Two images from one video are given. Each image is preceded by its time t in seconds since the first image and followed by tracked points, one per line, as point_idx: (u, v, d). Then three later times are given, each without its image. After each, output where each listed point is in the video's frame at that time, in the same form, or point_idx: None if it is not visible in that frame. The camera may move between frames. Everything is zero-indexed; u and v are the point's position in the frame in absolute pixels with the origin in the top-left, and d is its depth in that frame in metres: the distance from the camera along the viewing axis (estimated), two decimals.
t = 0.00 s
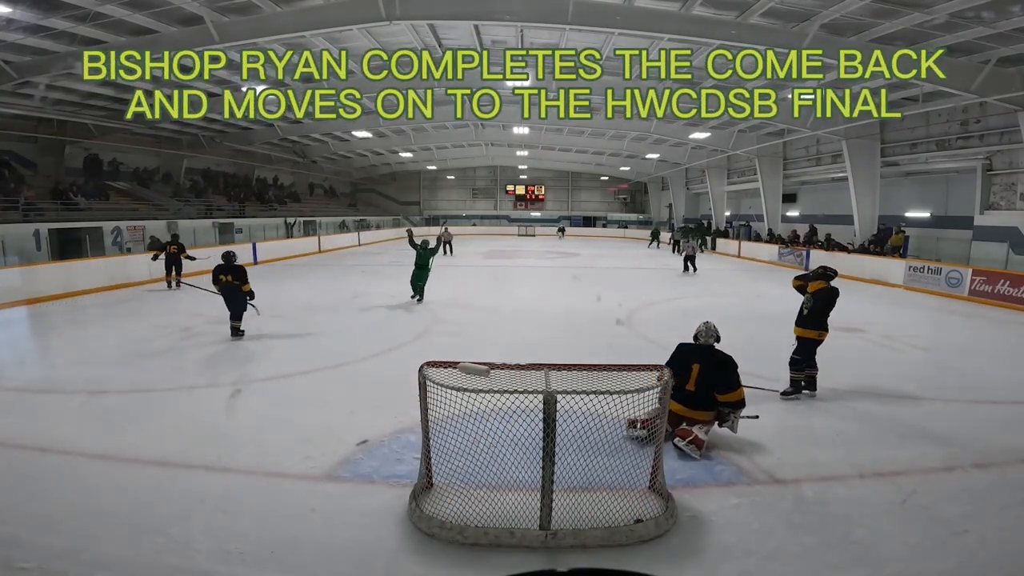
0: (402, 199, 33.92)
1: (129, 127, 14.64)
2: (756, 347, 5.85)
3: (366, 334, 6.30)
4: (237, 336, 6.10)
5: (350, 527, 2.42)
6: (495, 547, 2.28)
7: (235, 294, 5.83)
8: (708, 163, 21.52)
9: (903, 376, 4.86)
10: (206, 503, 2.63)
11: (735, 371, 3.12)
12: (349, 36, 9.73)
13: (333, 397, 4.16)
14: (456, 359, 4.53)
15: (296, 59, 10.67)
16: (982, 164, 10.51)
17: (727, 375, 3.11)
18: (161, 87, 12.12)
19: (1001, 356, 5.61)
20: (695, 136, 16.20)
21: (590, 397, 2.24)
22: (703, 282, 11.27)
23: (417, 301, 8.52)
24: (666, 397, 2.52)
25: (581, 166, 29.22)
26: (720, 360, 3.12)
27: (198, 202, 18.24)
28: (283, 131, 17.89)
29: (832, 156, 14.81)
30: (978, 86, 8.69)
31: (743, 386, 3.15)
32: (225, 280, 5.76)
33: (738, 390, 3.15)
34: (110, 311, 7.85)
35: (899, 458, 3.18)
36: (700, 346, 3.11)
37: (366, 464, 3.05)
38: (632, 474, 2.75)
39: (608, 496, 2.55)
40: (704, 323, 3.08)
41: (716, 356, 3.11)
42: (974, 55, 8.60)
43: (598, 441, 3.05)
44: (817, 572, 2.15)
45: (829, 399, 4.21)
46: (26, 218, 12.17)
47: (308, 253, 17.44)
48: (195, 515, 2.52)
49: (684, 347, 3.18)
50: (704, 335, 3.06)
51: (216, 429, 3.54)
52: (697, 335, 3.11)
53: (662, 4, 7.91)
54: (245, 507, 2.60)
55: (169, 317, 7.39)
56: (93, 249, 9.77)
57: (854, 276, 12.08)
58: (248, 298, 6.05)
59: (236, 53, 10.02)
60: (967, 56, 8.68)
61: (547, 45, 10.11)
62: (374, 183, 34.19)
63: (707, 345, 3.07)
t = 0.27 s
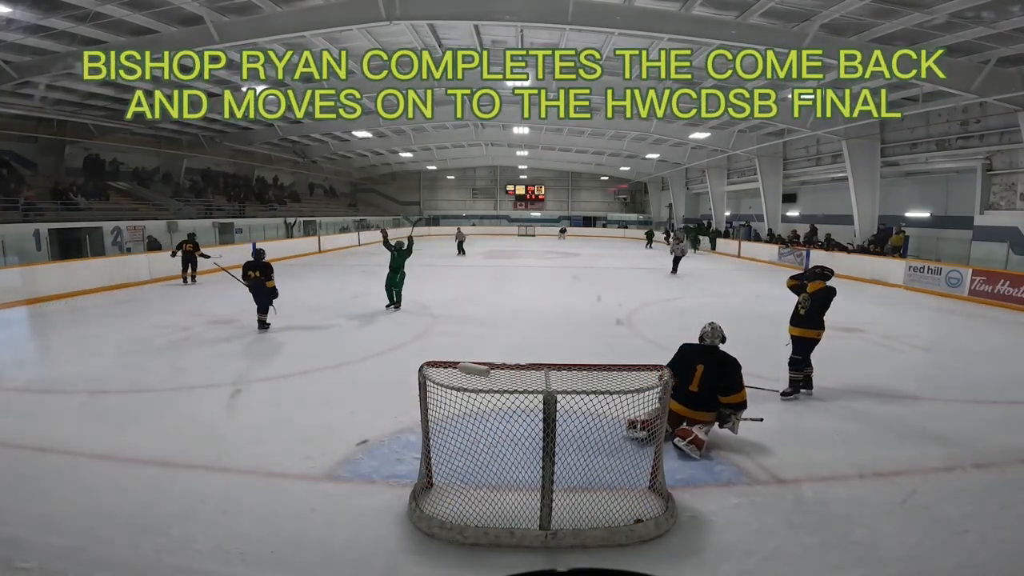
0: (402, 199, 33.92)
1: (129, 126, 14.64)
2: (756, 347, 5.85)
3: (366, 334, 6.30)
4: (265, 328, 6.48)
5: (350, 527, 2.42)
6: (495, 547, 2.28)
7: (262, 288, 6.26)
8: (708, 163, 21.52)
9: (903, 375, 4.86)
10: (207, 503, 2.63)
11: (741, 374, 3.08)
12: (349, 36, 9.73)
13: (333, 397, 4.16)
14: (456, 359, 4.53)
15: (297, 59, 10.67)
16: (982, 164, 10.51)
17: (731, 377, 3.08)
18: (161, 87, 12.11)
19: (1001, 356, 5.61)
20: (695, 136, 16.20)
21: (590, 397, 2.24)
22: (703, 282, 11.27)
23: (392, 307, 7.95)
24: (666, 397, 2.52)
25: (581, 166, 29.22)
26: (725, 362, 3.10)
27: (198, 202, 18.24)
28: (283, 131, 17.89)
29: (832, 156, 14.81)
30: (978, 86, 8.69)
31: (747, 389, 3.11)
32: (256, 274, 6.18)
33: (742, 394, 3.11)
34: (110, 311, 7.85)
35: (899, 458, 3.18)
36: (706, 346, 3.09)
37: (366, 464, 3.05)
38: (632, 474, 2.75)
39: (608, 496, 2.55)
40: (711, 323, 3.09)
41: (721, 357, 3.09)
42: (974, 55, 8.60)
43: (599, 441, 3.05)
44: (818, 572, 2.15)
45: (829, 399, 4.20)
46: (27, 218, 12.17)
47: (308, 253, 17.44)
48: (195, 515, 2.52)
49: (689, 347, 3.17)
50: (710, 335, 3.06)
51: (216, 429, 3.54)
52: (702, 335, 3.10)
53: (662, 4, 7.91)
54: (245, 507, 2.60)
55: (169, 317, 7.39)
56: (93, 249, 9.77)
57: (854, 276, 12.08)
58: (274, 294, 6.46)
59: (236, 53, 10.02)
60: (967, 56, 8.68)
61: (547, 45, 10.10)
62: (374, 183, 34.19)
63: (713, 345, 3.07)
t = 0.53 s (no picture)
0: (402, 199, 33.91)
1: (129, 126, 14.65)
2: (756, 347, 5.85)
3: (366, 334, 6.29)
4: (283, 322, 6.81)
5: (351, 527, 2.42)
6: (495, 546, 2.28)
7: (283, 285, 6.53)
8: (708, 163, 21.53)
9: (903, 375, 4.86)
10: (207, 503, 2.63)
11: (742, 374, 3.11)
12: (349, 36, 9.72)
13: (333, 397, 4.15)
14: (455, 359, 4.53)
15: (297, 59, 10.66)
16: (982, 164, 10.51)
17: (734, 377, 3.09)
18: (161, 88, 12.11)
19: (1001, 356, 5.62)
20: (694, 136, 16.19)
21: (590, 397, 2.24)
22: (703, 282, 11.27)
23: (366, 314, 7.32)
24: (666, 398, 2.52)
25: (581, 166, 29.22)
26: (727, 361, 3.11)
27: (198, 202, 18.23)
28: (283, 131, 17.89)
29: (832, 156, 14.82)
30: (978, 87, 8.69)
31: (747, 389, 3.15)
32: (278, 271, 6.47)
33: (743, 393, 3.14)
34: (110, 311, 7.85)
35: (899, 458, 3.19)
36: (709, 347, 3.09)
37: (367, 464, 3.05)
38: (632, 474, 2.76)
39: (608, 496, 2.55)
40: (715, 324, 3.09)
41: (724, 357, 3.10)
42: (974, 55, 8.60)
43: (599, 441, 3.06)
44: (818, 572, 2.15)
45: (829, 399, 4.20)
46: (26, 218, 12.17)
47: (307, 253, 17.44)
48: (195, 515, 2.52)
49: (691, 347, 3.15)
50: (714, 336, 3.06)
51: (217, 429, 3.54)
52: (706, 336, 3.09)
53: (662, 4, 7.91)
54: (246, 506, 2.60)
55: (169, 317, 7.39)
56: (93, 249, 9.78)
57: (854, 276, 12.08)
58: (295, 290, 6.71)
59: (236, 53, 10.02)
60: (967, 56, 8.68)
61: (547, 45, 10.09)
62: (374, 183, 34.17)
63: (716, 346, 3.07)
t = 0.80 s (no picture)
0: (402, 199, 33.90)
1: (129, 126, 14.64)
2: (756, 347, 5.84)
3: (366, 334, 6.29)
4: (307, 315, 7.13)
5: (351, 527, 2.42)
6: (495, 546, 2.28)
7: (307, 280, 6.76)
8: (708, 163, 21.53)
9: (903, 376, 4.86)
10: (207, 503, 2.63)
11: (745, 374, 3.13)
12: (349, 36, 9.71)
13: (333, 397, 4.15)
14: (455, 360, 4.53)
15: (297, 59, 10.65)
16: (982, 164, 10.51)
17: (736, 378, 3.11)
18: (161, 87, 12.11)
19: (1001, 356, 5.62)
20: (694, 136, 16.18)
21: (590, 397, 2.24)
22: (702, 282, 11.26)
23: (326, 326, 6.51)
24: (666, 398, 2.52)
25: (581, 166, 29.22)
26: (731, 362, 3.11)
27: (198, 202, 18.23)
28: (283, 131, 17.89)
29: (832, 156, 14.82)
30: (978, 86, 8.69)
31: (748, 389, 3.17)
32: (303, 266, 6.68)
33: (744, 393, 3.16)
34: (110, 311, 7.85)
35: (899, 458, 3.19)
36: (713, 347, 3.09)
37: (366, 464, 3.04)
38: (632, 474, 2.75)
39: (608, 496, 2.55)
40: (719, 324, 3.08)
41: (727, 358, 3.11)
42: (974, 55, 8.60)
43: (599, 441, 3.05)
44: (817, 572, 2.15)
45: (829, 399, 4.20)
46: (26, 218, 12.17)
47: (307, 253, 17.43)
48: (195, 515, 2.52)
49: (695, 348, 3.13)
50: (718, 337, 3.06)
51: (217, 429, 3.54)
52: (711, 336, 3.08)
53: (662, 4, 7.91)
54: (246, 507, 2.60)
55: (169, 316, 7.38)
56: (93, 249, 9.78)
57: (854, 276, 12.07)
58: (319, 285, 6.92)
59: (236, 53, 10.01)
60: (967, 56, 8.68)
61: (547, 45, 10.08)
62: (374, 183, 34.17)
63: (720, 346, 3.07)
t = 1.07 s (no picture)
0: (402, 199, 33.90)
1: (129, 126, 14.64)
2: (756, 347, 5.85)
3: (366, 334, 6.29)
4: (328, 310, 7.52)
5: (351, 527, 2.42)
6: (495, 546, 2.28)
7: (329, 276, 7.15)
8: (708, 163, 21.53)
9: (903, 376, 4.86)
10: (207, 503, 2.63)
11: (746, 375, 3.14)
12: (349, 36, 9.70)
13: (333, 397, 4.15)
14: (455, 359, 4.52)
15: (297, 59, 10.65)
16: (982, 163, 10.51)
17: (738, 379, 3.12)
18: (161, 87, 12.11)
19: (1001, 356, 5.62)
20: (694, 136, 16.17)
21: (590, 397, 2.24)
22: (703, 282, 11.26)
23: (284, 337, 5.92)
24: (665, 398, 2.52)
25: (581, 166, 29.23)
26: (732, 362, 3.12)
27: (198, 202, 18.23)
28: (283, 131, 17.89)
29: (832, 156, 14.82)
30: (978, 86, 8.69)
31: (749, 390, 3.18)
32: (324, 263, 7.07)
33: (744, 394, 3.17)
34: (110, 311, 7.85)
35: (899, 458, 3.19)
36: (715, 347, 3.10)
37: (366, 464, 3.05)
38: (632, 474, 2.75)
39: (608, 496, 2.55)
40: (722, 325, 3.09)
41: (729, 358, 3.12)
42: (974, 55, 8.61)
43: (599, 441, 3.05)
44: (817, 572, 2.15)
45: (829, 400, 4.20)
46: (26, 218, 12.17)
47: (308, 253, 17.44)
48: (195, 515, 2.52)
49: (696, 347, 3.14)
50: (721, 337, 3.07)
51: (217, 429, 3.54)
52: (713, 336, 3.09)
53: (662, 3, 7.90)
54: (246, 507, 2.60)
55: (169, 317, 7.38)
56: (93, 249, 9.78)
57: (854, 276, 12.07)
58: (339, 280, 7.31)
59: (236, 53, 10.01)
60: (967, 56, 8.69)
61: (547, 45, 10.07)
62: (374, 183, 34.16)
63: (723, 346, 3.08)
